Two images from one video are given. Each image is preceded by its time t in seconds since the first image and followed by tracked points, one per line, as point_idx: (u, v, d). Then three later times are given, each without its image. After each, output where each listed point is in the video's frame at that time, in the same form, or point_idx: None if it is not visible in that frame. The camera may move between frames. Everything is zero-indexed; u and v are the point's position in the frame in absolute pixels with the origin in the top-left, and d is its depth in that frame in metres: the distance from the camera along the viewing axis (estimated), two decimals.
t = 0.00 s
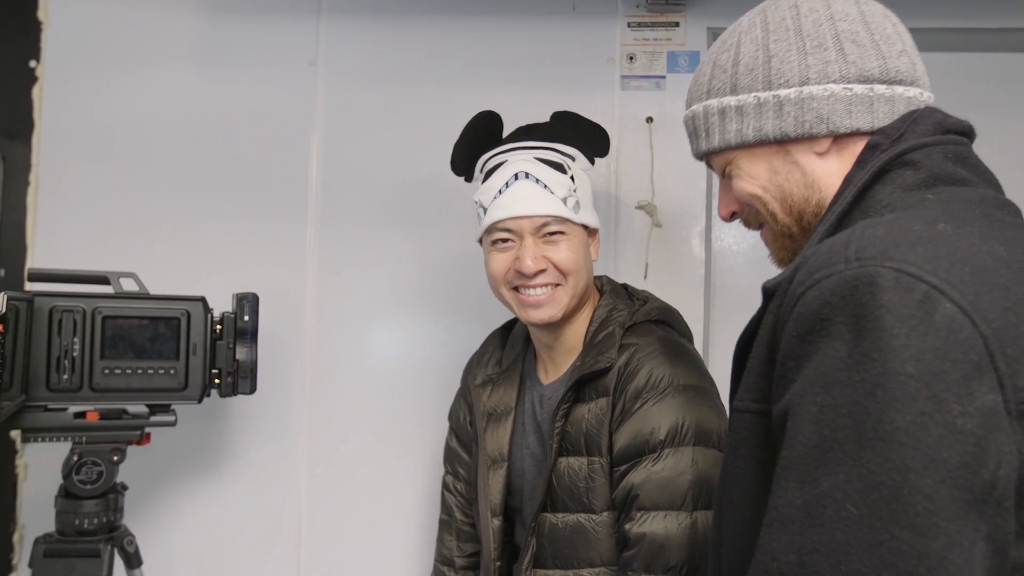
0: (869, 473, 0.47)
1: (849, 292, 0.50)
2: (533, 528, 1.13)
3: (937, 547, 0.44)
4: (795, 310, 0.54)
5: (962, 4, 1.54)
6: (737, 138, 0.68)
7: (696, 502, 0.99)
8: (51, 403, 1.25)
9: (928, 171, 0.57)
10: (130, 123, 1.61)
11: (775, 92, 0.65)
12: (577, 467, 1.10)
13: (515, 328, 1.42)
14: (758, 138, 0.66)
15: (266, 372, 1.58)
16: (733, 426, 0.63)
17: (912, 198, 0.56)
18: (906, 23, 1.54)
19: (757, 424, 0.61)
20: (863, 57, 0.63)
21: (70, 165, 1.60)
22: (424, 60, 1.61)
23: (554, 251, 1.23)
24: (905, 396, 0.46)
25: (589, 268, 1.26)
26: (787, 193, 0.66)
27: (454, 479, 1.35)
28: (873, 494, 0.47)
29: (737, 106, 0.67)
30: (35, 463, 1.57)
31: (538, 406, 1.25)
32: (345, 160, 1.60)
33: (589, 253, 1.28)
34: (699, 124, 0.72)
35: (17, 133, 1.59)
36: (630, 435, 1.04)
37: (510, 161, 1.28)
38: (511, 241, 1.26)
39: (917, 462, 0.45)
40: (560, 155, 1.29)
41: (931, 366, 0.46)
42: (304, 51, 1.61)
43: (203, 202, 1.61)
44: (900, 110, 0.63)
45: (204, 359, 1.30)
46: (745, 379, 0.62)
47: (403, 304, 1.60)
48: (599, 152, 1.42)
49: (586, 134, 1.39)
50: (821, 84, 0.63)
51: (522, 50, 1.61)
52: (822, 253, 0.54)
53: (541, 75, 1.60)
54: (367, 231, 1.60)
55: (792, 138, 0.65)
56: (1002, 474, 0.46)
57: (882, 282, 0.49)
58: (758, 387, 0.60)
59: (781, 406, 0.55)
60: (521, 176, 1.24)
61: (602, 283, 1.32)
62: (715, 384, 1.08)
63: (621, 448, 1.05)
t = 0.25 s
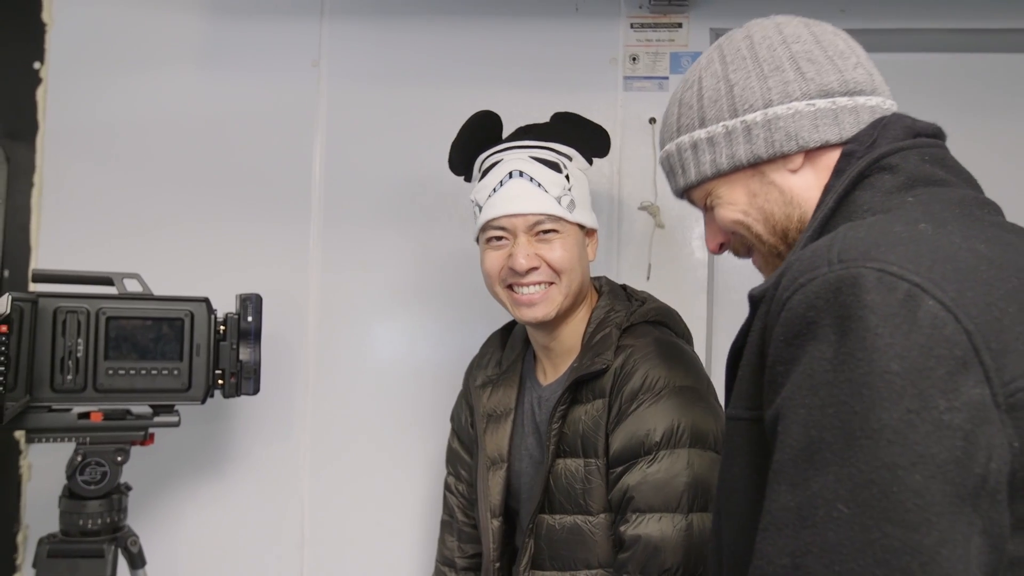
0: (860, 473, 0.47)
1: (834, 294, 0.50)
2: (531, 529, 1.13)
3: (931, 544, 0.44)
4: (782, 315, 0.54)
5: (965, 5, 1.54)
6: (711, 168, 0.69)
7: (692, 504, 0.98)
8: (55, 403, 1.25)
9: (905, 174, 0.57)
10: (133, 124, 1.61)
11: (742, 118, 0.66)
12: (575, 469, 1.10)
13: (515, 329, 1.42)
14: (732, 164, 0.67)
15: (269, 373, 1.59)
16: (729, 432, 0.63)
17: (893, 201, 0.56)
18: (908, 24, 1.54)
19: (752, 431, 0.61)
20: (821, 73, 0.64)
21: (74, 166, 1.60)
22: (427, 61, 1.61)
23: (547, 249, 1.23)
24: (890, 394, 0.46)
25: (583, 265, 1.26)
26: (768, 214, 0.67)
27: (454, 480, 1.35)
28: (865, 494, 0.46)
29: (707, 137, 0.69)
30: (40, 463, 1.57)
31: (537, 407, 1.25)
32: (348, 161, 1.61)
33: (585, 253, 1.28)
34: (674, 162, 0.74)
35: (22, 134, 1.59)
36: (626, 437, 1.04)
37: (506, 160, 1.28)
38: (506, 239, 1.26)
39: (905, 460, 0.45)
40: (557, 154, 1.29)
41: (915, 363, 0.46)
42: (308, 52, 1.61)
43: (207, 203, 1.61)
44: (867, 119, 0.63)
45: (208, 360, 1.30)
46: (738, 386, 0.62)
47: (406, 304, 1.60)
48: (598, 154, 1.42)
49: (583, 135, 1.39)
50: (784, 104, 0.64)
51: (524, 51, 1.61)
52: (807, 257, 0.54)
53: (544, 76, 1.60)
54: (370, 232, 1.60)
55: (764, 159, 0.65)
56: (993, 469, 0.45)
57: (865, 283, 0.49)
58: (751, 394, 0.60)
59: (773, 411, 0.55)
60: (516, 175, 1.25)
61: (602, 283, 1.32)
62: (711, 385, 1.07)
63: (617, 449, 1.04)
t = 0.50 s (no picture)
0: (834, 471, 0.47)
1: (809, 294, 0.50)
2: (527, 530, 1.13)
3: (905, 539, 0.44)
4: (758, 317, 0.54)
5: (967, 4, 1.53)
6: (689, 201, 0.69)
7: (687, 502, 0.98)
8: (56, 403, 1.25)
9: (882, 174, 0.57)
10: (133, 123, 1.61)
11: (711, 148, 0.67)
12: (572, 469, 1.10)
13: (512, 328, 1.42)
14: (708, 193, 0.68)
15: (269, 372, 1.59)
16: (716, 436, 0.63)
17: (871, 200, 0.56)
18: (911, 23, 1.54)
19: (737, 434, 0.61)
20: (779, 93, 0.66)
21: (75, 165, 1.60)
22: (429, 60, 1.61)
23: (541, 249, 1.23)
24: (863, 393, 0.46)
25: (577, 265, 1.26)
26: (752, 236, 0.66)
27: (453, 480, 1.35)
28: (840, 492, 0.46)
29: (680, 172, 0.70)
30: (41, 462, 1.57)
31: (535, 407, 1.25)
32: (349, 161, 1.61)
33: (580, 253, 1.28)
34: (651, 204, 0.75)
35: (22, 133, 1.59)
36: (621, 435, 1.04)
37: (499, 160, 1.28)
38: (499, 239, 1.26)
39: (878, 456, 0.45)
40: (550, 154, 1.29)
41: (886, 361, 0.46)
42: (309, 51, 1.61)
43: (207, 202, 1.61)
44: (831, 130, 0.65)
45: (209, 358, 1.30)
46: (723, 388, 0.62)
47: (407, 303, 1.60)
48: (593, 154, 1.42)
49: (581, 135, 1.39)
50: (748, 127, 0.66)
51: (525, 51, 1.61)
52: (783, 256, 0.53)
53: (544, 75, 1.60)
54: (370, 231, 1.60)
55: (739, 183, 0.66)
56: (970, 462, 0.45)
57: (839, 281, 0.48)
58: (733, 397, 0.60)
59: (755, 412, 0.54)
60: (509, 175, 1.24)
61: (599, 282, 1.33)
62: (707, 383, 1.07)
63: (612, 448, 1.04)
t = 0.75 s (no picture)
0: (803, 476, 0.47)
1: (779, 299, 0.50)
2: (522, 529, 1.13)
3: (876, 540, 0.44)
4: (732, 323, 0.54)
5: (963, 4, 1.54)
6: (664, 228, 0.69)
7: (681, 502, 0.98)
8: (51, 401, 1.25)
9: (852, 179, 0.57)
10: (128, 121, 1.61)
11: (679, 175, 0.67)
12: (567, 468, 1.10)
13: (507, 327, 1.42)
14: (681, 218, 0.67)
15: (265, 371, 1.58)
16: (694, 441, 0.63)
17: (843, 205, 0.56)
18: (908, 22, 1.54)
19: (714, 440, 0.61)
20: (738, 114, 0.66)
21: (69, 163, 1.60)
22: (425, 59, 1.61)
23: (535, 249, 1.23)
24: (833, 398, 0.46)
25: (572, 265, 1.25)
26: (731, 256, 0.66)
27: (448, 479, 1.35)
28: (809, 497, 0.46)
29: (652, 201, 0.70)
30: (36, 461, 1.57)
31: (529, 406, 1.25)
32: (345, 160, 1.60)
33: (575, 253, 1.28)
34: (628, 238, 0.75)
35: (17, 131, 1.59)
36: (615, 435, 1.03)
37: (493, 160, 1.28)
38: (494, 239, 1.26)
39: (847, 460, 0.45)
40: (545, 153, 1.29)
41: (854, 366, 0.46)
42: (305, 50, 1.61)
43: (202, 200, 1.61)
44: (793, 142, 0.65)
45: (204, 357, 1.30)
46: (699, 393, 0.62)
47: (405, 301, 1.60)
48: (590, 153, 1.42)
49: (579, 134, 1.39)
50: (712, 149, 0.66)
51: (522, 49, 1.60)
52: (755, 262, 0.53)
53: (540, 74, 1.60)
54: (366, 230, 1.60)
55: (709, 205, 0.66)
56: (941, 463, 0.45)
57: (809, 286, 0.49)
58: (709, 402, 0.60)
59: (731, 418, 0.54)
60: (505, 173, 1.24)
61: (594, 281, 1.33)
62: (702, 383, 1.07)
63: (606, 448, 1.04)
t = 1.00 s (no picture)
0: (792, 492, 0.46)
1: (764, 313, 0.50)
2: (527, 532, 1.13)
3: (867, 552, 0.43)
4: (718, 338, 0.53)
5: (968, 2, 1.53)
6: (645, 262, 0.67)
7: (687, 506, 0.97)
8: (57, 400, 1.25)
9: (829, 189, 0.57)
10: (133, 121, 1.61)
11: (653, 207, 0.66)
12: (573, 471, 1.10)
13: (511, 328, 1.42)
14: (662, 249, 0.65)
15: (270, 372, 1.58)
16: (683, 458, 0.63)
17: (823, 214, 0.55)
18: (913, 20, 1.54)
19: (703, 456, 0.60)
20: (702, 140, 0.66)
21: (74, 163, 1.60)
22: (429, 58, 1.61)
23: (539, 249, 1.23)
24: (821, 411, 0.46)
25: (576, 265, 1.25)
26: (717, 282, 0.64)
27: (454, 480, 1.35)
28: (800, 512, 0.46)
29: (629, 236, 0.68)
30: (41, 461, 1.57)
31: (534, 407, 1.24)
32: (349, 160, 1.60)
33: (579, 253, 1.28)
34: (608, 278, 0.72)
35: (22, 131, 1.59)
36: (621, 438, 1.03)
37: (496, 161, 1.28)
38: (498, 240, 1.26)
39: (837, 473, 0.45)
40: (548, 154, 1.29)
41: (838, 377, 0.46)
42: (310, 50, 1.61)
43: (206, 201, 1.61)
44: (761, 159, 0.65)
45: (209, 357, 1.30)
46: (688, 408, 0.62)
47: (409, 299, 1.60)
48: (592, 153, 1.42)
49: (582, 135, 1.39)
50: (682, 177, 0.65)
51: (526, 49, 1.60)
52: (737, 276, 0.53)
53: (544, 74, 1.60)
54: (370, 231, 1.60)
55: (688, 233, 0.64)
56: (933, 472, 0.44)
57: (793, 298, 0.48)
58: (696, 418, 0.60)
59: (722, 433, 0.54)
60: (509, 174, 1.25)
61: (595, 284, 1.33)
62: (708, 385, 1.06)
63: (613, 450, 1.04)
